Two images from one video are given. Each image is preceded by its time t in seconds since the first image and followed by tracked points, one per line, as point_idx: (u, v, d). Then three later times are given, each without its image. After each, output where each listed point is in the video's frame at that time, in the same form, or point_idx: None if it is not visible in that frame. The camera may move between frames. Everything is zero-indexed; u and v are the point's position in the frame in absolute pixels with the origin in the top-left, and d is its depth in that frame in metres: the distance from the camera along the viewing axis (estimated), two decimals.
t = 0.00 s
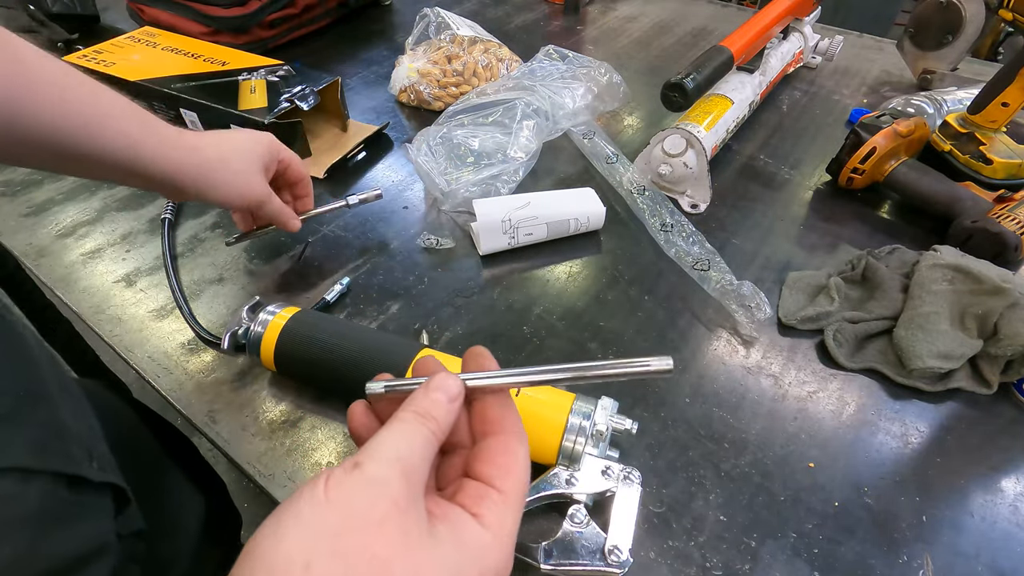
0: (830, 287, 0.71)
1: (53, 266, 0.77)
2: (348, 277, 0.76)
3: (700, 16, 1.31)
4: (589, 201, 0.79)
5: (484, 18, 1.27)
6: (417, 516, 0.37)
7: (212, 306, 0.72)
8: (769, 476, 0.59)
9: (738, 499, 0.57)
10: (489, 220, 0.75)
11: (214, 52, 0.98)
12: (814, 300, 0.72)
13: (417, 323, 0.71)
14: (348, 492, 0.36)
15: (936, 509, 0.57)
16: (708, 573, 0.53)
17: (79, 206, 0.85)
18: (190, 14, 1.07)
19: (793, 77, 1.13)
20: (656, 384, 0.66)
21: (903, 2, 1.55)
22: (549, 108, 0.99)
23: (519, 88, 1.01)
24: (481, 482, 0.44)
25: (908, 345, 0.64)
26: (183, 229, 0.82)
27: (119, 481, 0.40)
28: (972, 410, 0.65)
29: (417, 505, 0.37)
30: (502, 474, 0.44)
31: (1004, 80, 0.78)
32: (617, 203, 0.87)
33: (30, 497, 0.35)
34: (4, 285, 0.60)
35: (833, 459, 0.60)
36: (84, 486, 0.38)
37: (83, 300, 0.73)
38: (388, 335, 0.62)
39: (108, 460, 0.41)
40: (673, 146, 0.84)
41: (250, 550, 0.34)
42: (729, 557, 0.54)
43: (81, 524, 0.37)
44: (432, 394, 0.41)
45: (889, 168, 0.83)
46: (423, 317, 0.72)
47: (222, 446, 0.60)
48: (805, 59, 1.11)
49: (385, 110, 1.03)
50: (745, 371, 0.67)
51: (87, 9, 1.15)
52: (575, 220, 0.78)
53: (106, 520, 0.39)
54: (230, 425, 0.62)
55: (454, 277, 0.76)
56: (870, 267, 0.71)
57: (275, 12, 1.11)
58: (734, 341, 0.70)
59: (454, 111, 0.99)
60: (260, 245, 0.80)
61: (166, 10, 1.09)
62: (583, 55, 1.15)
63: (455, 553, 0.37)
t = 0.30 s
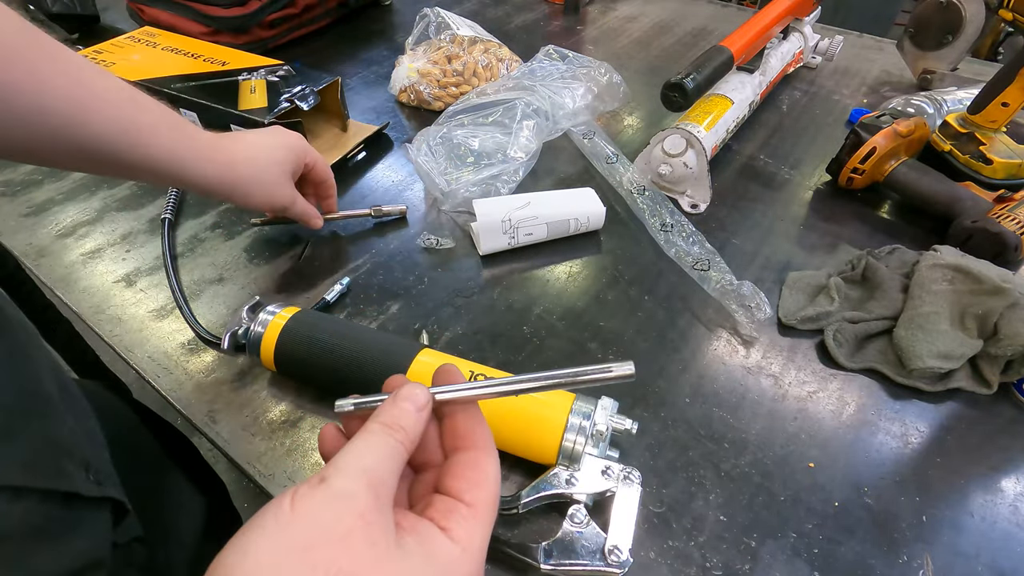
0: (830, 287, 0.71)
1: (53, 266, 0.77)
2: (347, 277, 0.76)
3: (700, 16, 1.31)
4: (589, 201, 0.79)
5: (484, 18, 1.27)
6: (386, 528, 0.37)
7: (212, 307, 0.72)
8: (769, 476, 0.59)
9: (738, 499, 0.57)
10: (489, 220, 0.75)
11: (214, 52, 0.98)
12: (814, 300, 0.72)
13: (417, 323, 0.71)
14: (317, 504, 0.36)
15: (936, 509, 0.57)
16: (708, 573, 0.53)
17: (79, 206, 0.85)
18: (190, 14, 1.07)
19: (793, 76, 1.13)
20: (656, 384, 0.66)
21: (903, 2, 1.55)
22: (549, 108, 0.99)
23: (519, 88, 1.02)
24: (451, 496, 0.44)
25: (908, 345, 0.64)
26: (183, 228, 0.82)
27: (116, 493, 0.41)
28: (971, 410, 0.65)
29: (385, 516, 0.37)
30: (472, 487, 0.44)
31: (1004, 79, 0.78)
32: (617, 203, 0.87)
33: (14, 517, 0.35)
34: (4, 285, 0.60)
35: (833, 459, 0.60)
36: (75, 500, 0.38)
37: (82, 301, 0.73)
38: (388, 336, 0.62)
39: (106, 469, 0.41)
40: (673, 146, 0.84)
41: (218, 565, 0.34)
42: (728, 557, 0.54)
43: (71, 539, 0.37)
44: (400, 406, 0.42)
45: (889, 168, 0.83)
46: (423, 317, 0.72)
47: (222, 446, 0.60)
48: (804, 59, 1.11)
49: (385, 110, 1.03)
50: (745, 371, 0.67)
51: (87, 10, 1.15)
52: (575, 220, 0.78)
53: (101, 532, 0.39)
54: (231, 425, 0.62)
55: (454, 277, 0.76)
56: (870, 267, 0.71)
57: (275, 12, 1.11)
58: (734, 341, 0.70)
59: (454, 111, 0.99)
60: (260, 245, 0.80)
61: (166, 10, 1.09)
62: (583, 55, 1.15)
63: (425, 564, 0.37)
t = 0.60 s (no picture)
0: (830, 287, 0.71)
1: (53, 266, 0.77)
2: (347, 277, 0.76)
3: (700, 16, 1.31)
4: (589, 201, 0.79)
5: (484, 18, 1.27)
6: (268, 420, 0.31)
7: (212, 307, 0.72)
8: (769, 476, 0.59)
9: (738, 499, 0.57)
10: (486, 214, 0.76)
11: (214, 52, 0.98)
12: (814, 300, 0.72)
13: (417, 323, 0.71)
14: (145, 396, 0.28)
15: (936, 509, 0.57)
16: (708, 573, 0.53)
17: (79, 206, 0.85)
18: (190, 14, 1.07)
19: (793, 77, 1.13)
20: (656, 384, 0.66)
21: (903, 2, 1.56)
22: (549, 108, 0.99)
23: (519, 87, 1.01)
24: (378, 376, 0.38)
25: (909, 345, 0.64)
26: (183, 228, 0.82)
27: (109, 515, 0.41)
28: (971, 410, 0.65)
29: (257, 419, 0.30)
30: (400, 366, 0.37)
31: (1004, 80, 0.78)
32: (617, 203, 0.87)
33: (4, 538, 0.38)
34: (4, 283, 0.60)
35: (833, 459, 0.60)
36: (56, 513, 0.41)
37: (82, 303, 0.73)
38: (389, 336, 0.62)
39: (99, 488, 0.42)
40: (673, 146, 0.84)
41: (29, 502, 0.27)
42: (729, 557, 0.54)
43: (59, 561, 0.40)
44: (288, 253, 0.34)
45: (889, 168, 0.83)
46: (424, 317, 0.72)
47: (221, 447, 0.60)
48: (805, 59, 1.11)
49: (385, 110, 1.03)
50: (745, 371, 0.67)
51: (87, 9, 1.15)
52: (575, 220, 0.78)
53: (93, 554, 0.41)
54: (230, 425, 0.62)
55: (454, 277, 0.76)
56: (870, 267, 0.71)
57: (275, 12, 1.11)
58: (734, 341, 0.70)
59: (454, 111, 0.99)
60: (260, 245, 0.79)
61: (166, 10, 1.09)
62: (583, 55, 1.15)
63: (322, 460, 0.32)
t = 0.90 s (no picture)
0: (830, 287, 0.71)
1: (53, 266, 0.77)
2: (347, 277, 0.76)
3: (700, 16, 1.31)
4: (589, 201, 0.79)
5: (484, 18, 1.27)
6: (376, 522, 0.33)
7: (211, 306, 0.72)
8: (769, 476, 0.59)
9: (738, 499, 0.57)
10: (486, 214, 0.76)
11: (214, 52, 0.98)
12: (814, 300, 0.72)
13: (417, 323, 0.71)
14: (292, 495, 0.29)
15: (936, 509, 0.57)
16: (708, 573, 0.53)
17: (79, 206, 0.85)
18: (190, 14, 1.07)
19: (793, 77, 1.13)
20: (656, 384, 0.66)
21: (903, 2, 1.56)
22: (549, 108, 0.99)
23: (519, 88, 1.01)
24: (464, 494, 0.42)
25: (909, 345, 0.64)
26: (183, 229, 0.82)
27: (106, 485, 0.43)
28: (971, 410, 0.65)
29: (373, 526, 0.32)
30: (488, 492, 0.42)
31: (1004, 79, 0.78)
32: (617, 203, 0.87)
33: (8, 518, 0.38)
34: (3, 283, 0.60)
35: (833, 459, 0.60)
36: (55, 491, 0.41)
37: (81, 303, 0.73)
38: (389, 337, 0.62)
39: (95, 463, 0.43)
40: (673, 146, 0.84)
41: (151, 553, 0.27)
42: (729, 558, 0.54)
43: (66, 542, 0.41)
44: (414, 350, 0.35)
45: (890, 168, 0.83)
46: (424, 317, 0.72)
47: (222, 446, 0.60)
48: (805, 59, 1.11)
49: (385, 110, 1.03)
50: (745, 371, 0.67)
51: (87, 9, 1.15)
52: (575, 220, 0.78)
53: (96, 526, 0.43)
54: (231, 425, 0.62)
55: (454, 277, 0.76)
56: (870, 267, 0.71)
57: (275, 12, 1.11)
58: (734, 341, 0.70)
59: (454, 111, 0.99)
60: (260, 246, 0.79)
61: (166, 10, 1.09)
62: (583, 55, 1.15)
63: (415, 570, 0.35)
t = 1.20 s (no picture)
0: (830, 287, 0.71)
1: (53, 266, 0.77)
2: (348, 276, 0.76)
3: (700, 16, 1.31)
4: (589, 201, 0.79)
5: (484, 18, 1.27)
6: None
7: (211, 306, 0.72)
8: (769, 476, 0.59)
9: (738, 500, 0.57)
10: (486, 214, 0.76)
11: (214, 51, 0.98)
12: (814, 300, 0.72)
13: (417, 322, 0.71)
14: None
15: (936, 510, 0.57)
16: (708, 573, 0.53)
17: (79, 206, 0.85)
18: (190, 14, 1.07)
19: (793, 77, 1.13)
20: (656, 383, 0.66)
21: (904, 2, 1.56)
22: (549, 108, 0.99)
23: (519, 88, 1.01)
24: None
25: (909, 346, 0.64)
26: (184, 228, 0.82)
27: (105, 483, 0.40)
28: (971, 410, 0.65)
29: None
30: None
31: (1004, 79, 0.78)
32: (617, 203, 0.87)
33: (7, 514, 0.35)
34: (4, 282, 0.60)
35: (832, 459, 0.60)
36: (55, 487, 0.38)
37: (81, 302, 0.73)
38: (389, 335, 0.62)
39: (97, 459, 0.41)
40: (673, 146, 0.84)
41: None
42: (728, 558, 0.53)
43: (67, 541, 0.38)
44: (574, 520, 0.34)
45: (889, 168, 0.83)
46: (423, 317, 0.72)
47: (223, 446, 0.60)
48: (804, 59, 1.11)
49: (385, 110, 1.03)
50: (745, 371, 0.67)
51: (87, 9, 1.15)
52: (574, 220, 0.78)
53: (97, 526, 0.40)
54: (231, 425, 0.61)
55: (454, 276, 0.76)
56: (870, 267, 0.71)
57: (275, 12, 1.11)
58: (734, 341, 0.70)
59: (454, 111, 0.98)
60: (260, 245, 0.79)
61: (166, 10, 1.09)
62: (583, 55, 1.15)
63: None
